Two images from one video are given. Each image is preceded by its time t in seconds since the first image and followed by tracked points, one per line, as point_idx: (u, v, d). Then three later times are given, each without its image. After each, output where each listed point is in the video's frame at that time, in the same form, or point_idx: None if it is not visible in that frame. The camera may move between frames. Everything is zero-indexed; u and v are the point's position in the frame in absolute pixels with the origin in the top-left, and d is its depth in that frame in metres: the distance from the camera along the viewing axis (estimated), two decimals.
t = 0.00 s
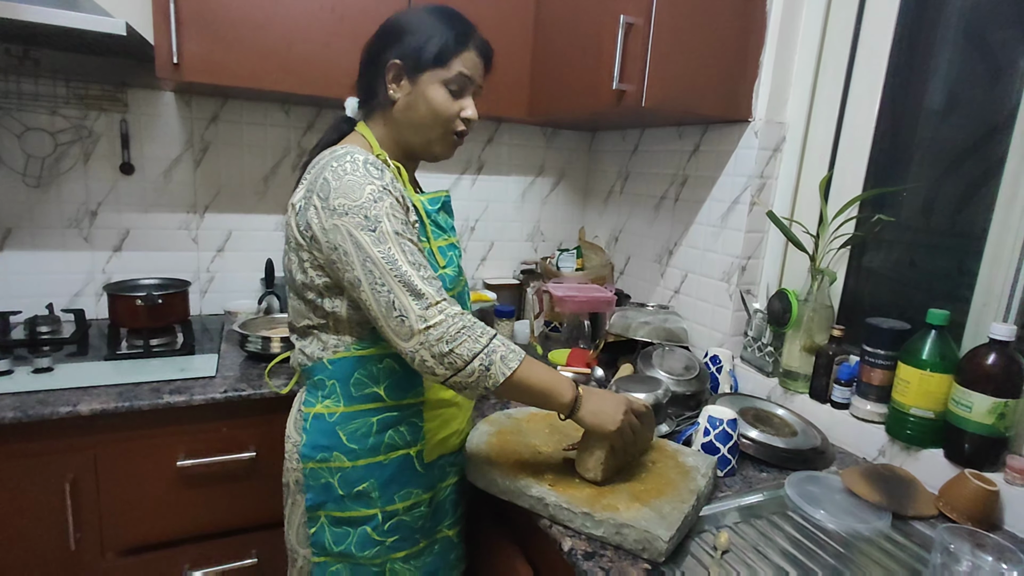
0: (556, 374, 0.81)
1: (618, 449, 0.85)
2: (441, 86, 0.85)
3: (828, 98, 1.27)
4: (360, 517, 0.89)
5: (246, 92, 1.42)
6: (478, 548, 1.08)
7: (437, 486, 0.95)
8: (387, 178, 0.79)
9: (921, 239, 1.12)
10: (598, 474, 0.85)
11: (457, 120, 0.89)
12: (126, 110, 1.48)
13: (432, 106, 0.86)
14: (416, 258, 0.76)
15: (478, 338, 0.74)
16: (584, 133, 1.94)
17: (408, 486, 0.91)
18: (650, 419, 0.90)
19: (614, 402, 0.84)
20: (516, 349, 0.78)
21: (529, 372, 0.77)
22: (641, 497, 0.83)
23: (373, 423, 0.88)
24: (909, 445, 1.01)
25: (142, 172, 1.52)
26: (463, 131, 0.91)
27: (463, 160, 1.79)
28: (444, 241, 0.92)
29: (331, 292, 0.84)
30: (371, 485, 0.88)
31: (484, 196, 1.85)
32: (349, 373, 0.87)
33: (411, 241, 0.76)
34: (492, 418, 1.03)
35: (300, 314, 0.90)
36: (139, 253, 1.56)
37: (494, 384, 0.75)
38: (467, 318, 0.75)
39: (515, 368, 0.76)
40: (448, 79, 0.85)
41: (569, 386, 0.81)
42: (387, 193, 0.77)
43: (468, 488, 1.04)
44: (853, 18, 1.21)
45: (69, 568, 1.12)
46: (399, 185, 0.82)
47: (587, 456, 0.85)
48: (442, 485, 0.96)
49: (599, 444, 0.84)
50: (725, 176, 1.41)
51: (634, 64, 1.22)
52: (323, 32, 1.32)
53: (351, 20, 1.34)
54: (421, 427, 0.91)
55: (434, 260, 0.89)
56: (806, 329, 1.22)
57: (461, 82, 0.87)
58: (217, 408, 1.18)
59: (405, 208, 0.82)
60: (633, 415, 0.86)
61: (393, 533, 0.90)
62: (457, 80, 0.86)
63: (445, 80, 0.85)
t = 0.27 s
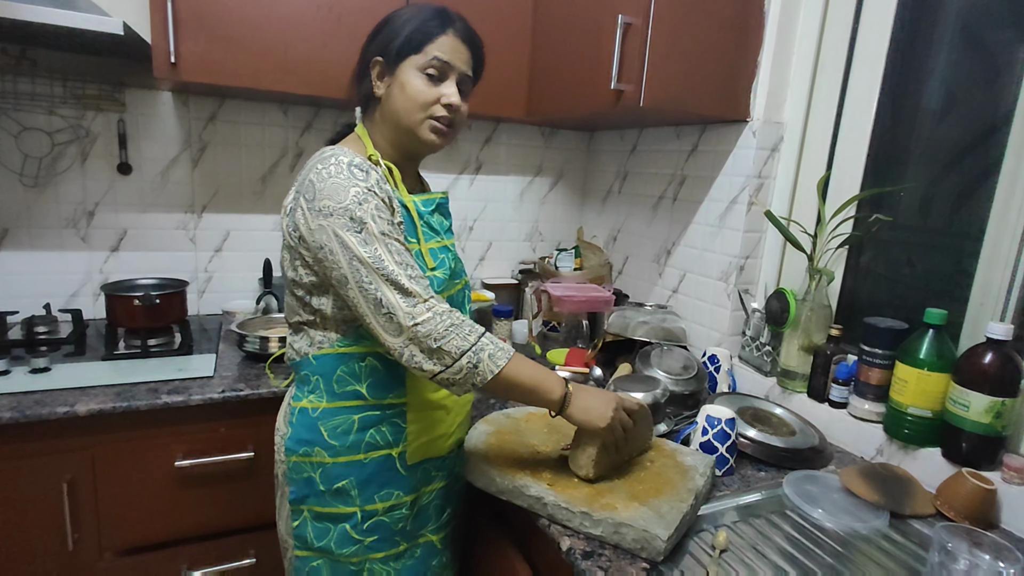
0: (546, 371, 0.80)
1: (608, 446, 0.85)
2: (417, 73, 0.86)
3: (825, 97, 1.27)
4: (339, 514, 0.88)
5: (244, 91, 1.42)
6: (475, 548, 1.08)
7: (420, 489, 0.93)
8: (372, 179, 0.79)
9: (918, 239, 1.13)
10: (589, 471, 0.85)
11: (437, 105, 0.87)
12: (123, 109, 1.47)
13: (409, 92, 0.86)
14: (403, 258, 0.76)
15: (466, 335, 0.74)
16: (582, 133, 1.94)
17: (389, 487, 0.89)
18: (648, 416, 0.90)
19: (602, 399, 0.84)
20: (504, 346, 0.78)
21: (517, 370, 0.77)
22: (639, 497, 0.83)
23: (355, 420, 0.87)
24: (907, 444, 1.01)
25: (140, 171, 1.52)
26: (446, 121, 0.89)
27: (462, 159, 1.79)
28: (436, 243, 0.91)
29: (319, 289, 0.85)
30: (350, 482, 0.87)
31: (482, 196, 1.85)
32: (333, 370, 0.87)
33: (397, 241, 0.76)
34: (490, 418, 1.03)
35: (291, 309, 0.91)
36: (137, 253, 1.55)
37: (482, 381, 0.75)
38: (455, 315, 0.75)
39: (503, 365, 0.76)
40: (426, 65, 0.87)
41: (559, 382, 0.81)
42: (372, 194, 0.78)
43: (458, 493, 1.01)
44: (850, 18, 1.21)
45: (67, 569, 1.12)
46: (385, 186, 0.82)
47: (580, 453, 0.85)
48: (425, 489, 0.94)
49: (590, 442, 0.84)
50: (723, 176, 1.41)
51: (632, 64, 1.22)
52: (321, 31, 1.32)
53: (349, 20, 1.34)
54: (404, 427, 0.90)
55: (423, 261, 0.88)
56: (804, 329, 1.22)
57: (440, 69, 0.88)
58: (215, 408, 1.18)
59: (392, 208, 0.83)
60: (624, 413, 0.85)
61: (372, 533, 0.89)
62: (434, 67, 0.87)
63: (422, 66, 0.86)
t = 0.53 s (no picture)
0: (539, 372, 0.80)
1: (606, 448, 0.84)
2: (414, 75, 0.86)
3: (824, 97, 1.27)
4: (333, 512, 0.88)
5: (242, 91, 1.42)
6: (475, 549, 1.08)
7: (414, 490, 0.92)
8: (367, 182, 0.79)
9: (916, 239, 1.13)
10: (587, 471, 0.85)
11: (436, 106, 0.87)
12: (121, 109, 1.47)
13: (406, 94, 0.86)
14: (397, 261, 0.76)
15: (460, 339, 0.74)
16: (581, 133, 1.94)
17: (382, 487, 0.88)
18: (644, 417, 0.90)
19: (598, 401, 0.83)
20: (499, 350, 0.77)
21: (510, 372, 0.77)
22: (638, 497, 0.83)
23: (348, 419, 0.86)
24: (904, 444, 1.01)
25: (138, 171, 1.52)
26: (445, 121, 0.88)
27: (460, 159, 1.79)
28: (434, 246, 0.91)
29: (315, 289, 0.85)
30: (343, 481, 0.87)
31: (480, 195, 1.85)
32: (328, 368, 0.87)
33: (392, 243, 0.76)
34: (489, 419, 1.03)
35: (290, 308, 0.92)
36: (135, 253, 1.55)
37: (475, 384, 0.75)
38: (449, 318, 0.75)
39: (497, 369, 0.76)
40: (423, 66, 0.86)
41: (552, 386, 0.80)
42: (367, 197, 0.77)
43: (454, 495, 1.00)
44: (848, 18, 1.22)
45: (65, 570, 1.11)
46: (381, 188, 0.82)
47: (577, 454, 0.85)
48: (419, 490, 0.93)
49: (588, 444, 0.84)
50: (722, 176, 1.41)
51: (631, 63, 1.22)
52: (319, 31, 1.32)
53: (347, 20, 1.33)
54: (398, 428, 0.89)
55: (419, 264, 0.88)
56: (802, 328, 1.22)
57: (437, 69, 0.87)
58: (213, 408, 1.17)
59: (387, 211, 0.83)
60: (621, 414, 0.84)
61: (365, 533, 0.88)
62: (430, 69, 0.86)
63: (418, 67, 0.86)
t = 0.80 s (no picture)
0: (536, 373, 0.80)
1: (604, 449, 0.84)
2: (412, 70, 0.86)
3: (821, 97, 1.27)
4: (326, 512, 0.87)
5: (239, 91, 1.42)
6: (472, 549, 1.08)
7: (408, 491, 0.91)
8: (361, 182, 0.79)
9: (914, 239, 1.13)
10: (585, 471, 0.85)
11: (434, 99, 0.87)
12: (118, 109, 1.47)
13: (405, 89, 0.86)
14: (393, 261, 0.76)
15: (457, 339, 0.74)
16: (579, 132, 1.94)
17: (375, 487, 0.88)
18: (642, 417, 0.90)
19: (596, 401, 0.83)
20: (496, 351, 0.77)
21: (506, 372, 0.77)
22: (636, 497, 0.83)
23: (342, 420, 0.86)
24: (902, 444, 1.02)
25: (134, 171, 1.51)
26: (444, 114, 0.88)
27: (458, 159, 1.79)
28: (430, 249, 0.91)
29: (309, 290, 0.85)
30: (336, 481, 0.86)
31: (478, 195, 1.85)
32: (323, 368, 0.87)
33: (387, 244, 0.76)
34: (486, 419, 1.03)
35: (286, 308, 0.92)
36: (132, 253, 1.55)
37: (471, 385, 0.75)
38: (446, 319, 0.75)
39: (493, 370, 0.76)
40: (419, 62, 0.87)
41: (548, 388, 0.80)
42: (361, 198, 0.77)
43: (450, 497, 0.99)
44: (845, 18, 1.22)
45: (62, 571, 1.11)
46: (375, 189, 0.82)
47: (576, 454, 0.85)
48: (413, 491, 0.92)
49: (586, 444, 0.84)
50: (719, 175, 1.41)
51: (629, 63, 1.22)
52: (316, 30, 1.31)
53: (344, 19, 1.33)
54: (391, 428, 0.88)
55: (414, 267, 0.88)
56: (800, 328, 1.22)
57: (433, 65, 0.88)
58: (210, 409, 1.17)
59: (382, 212, 0.82)
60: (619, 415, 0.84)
61: (358, 533, 0.88)
62: (427, 63, 0.87)
63: (415, 62, 0.87)
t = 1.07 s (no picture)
0: (536, 374, 0.80)
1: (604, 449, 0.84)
2: (418, 72, 0.86)
3: (820, 98, 1.27)
4: (323, 513, 0.87)
5: (238, 91, 1.42)
6: (472, 550, 1.08)
7: (405, 492, 0.91)
8: (357, 181, 0.79)
9: (912, 239, 1.13)
10: (585, 472, 0.85)
11: (436, 102, 0.87)
12: (116, 109, 1.46)
13: (408, 89, 0.86)
14: (392, 258, 0.76)
15: (457, 335, 0.74)
16: (578, 133, 1.94)
17: (372, 488, 0.88)
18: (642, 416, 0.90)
19: (596, 402, 0.82)
20: (496, 348, 0.77)
21: (505, 371, 0.77)
22: (635, 497, 0.83)
23: (338, 421, 0.86)
24: (901, 444, 1.02)
25: (133, 171, 1.51)
26: (444, 119, 0.88)
27: (457, 159, 1.79)
28: (426, 249, 0.91)
29: (306, 290, 0.85)
30: (333, 482, 0.86)
31: (477, 196, 1.85)
32: (319, 369, 0.86)
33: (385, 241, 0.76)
34: (486, 420, 1.03)
35: (282, 309, 0.91)
36: (130, 254, 1.55)
37: (472, 381, 0.75)
38: (446, 315, 0.75)
39: (493, 366, 0.76)
40: (426, 64, 0.87)
41: (548, 388, 0.80)
42: (358, 196, 0.77)
43: (448, 498, 0.99)
44: (844, 19, 1.22)
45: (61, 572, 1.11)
46: (371, 188, 0.82)
47: (576, 455, 0.85)
48: (411, 493, 0.92)
49: (586, 445, 0.84)
50: (719, 176, 1.41)
51: (628, 64, 1.21)
52: (315, 31, 1.31)
53: (344, 20, 1.33)
54: (388, 430, 0.88)
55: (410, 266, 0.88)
56: (799, 328, 1.23)
57: (440, 68, 0.88)
58: (210, 409, 1.17)
59: (378, 211, 0.82)
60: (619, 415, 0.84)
61: (355, 534, 0.88)
62: (433, 66, 0.87)
63: (421, 64, 0.87)
